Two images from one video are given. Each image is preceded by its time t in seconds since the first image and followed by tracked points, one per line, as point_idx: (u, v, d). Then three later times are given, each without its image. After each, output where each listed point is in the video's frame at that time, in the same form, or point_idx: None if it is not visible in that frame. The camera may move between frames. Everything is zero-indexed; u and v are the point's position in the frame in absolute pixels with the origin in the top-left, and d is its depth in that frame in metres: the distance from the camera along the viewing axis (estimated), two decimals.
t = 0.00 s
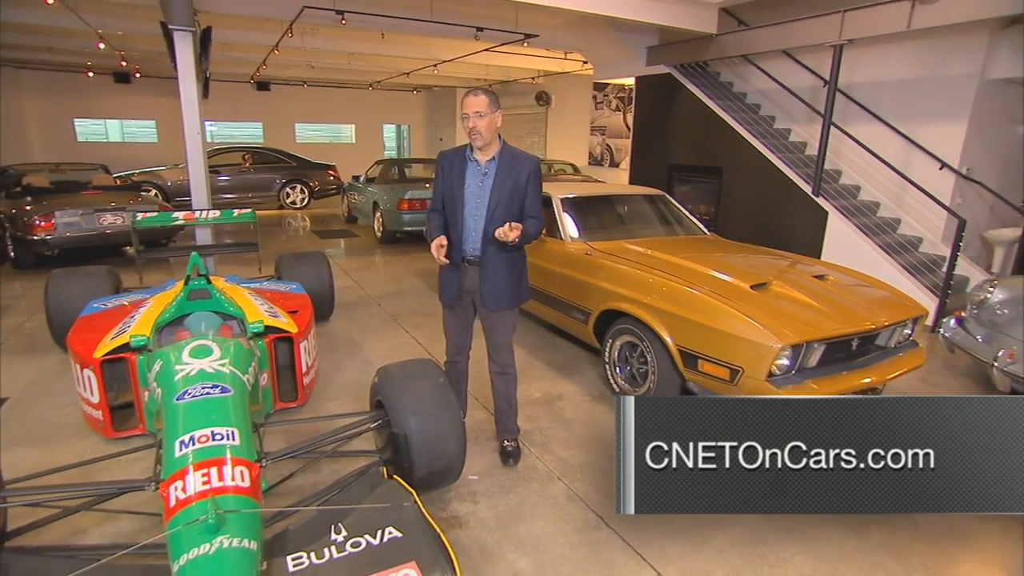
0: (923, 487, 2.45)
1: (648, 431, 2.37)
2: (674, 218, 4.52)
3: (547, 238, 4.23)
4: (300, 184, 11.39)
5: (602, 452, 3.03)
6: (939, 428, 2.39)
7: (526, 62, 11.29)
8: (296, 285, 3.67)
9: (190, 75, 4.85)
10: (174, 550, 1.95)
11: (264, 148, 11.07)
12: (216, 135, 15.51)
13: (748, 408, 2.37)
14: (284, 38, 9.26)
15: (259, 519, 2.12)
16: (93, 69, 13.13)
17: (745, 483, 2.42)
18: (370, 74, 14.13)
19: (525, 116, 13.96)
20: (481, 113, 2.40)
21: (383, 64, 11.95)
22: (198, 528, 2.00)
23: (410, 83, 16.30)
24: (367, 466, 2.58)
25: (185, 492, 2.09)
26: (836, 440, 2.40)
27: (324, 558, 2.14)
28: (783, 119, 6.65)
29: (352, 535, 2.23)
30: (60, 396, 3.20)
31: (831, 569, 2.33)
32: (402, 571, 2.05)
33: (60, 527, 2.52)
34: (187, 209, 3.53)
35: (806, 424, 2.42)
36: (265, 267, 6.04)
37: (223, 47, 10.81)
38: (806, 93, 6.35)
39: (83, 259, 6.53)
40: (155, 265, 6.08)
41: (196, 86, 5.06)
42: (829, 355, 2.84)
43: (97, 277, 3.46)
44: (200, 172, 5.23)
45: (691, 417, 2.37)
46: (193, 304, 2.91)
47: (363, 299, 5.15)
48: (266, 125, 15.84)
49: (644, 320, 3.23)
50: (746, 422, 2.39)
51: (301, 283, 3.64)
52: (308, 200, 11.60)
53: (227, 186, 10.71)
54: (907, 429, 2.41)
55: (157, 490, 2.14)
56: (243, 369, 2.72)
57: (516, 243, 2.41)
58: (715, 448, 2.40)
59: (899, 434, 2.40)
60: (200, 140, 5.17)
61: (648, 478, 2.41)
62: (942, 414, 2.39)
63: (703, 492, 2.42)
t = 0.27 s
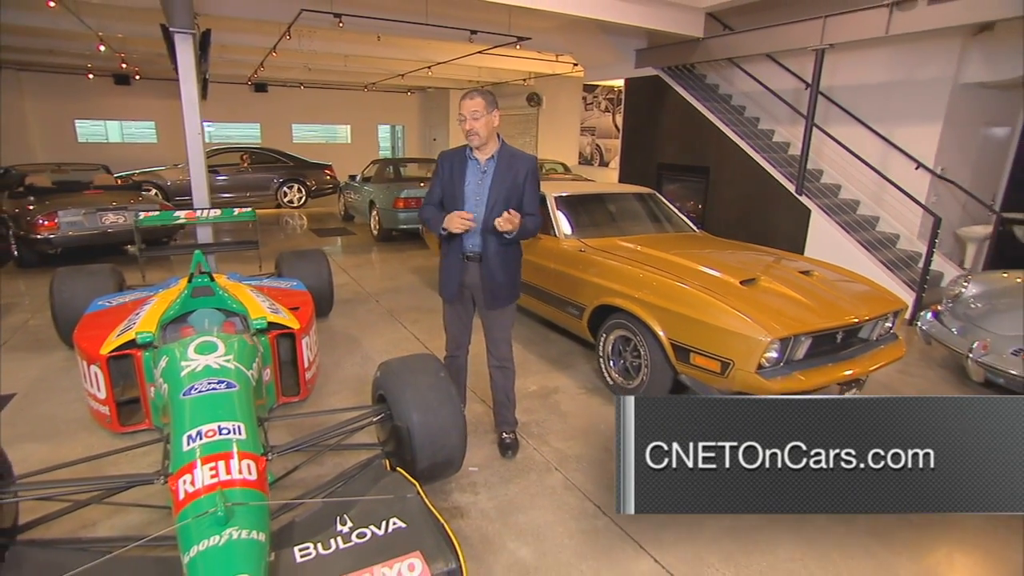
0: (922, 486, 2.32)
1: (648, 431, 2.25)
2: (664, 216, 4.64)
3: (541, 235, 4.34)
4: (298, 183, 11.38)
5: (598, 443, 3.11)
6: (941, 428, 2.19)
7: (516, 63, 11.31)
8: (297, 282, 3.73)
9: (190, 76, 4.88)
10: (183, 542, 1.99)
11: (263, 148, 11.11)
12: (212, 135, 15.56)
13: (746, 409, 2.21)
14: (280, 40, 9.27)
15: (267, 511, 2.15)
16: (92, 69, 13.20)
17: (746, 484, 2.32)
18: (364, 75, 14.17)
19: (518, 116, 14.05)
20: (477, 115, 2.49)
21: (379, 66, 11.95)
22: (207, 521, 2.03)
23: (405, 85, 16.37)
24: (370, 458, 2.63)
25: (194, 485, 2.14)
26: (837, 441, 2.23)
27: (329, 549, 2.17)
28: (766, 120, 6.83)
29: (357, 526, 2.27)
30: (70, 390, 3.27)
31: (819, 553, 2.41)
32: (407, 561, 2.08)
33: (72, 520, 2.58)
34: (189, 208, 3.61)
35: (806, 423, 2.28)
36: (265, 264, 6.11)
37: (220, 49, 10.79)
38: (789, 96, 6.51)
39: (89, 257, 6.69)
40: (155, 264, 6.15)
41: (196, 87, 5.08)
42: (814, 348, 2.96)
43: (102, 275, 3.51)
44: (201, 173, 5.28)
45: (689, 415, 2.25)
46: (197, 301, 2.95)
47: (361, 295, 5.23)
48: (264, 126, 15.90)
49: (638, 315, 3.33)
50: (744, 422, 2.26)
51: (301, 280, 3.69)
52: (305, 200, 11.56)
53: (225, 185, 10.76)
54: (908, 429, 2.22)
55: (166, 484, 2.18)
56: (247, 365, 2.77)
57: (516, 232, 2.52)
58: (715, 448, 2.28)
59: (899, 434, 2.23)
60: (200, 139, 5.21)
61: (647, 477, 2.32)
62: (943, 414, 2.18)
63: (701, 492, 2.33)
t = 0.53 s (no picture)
0: (924, 488, 2.26)
1: (648, 431, 2.29)
2: (654, 214, 4.77)
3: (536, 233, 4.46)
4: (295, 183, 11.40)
5: (593, 435, 3.20)
6: (941, 429, 2.15)
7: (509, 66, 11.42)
8: (297, 280, 3.80)
9: (190, 76, 4.92)
10: (194, 534, 2.01)
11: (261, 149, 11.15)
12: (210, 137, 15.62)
13: (746, 409, 2.23)
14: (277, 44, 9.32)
15: (274, 504, 2.19)
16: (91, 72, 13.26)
17: (745, 484, 2.33)
18: (360, 78, 14.23)
19: (511, 117, 14.15)
20: (482, 116, 2.59)
21: (374, 68, 11.97)
22: (216, 513, 2.04)
23: (400, 87, 16.48)
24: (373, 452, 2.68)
25: (203, 479, 2.16)
26: (836, 440, 2.24)
27: (336, 540, 2.22)
28: (750, 122, 6.99)
29: (362, 518, 2.32)
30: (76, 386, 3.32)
31: (807, 536, 2.50)
32: (412, 551, 2.13)
33: (84, 513, 2.61)
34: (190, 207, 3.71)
35: (806, 424, 2.27)
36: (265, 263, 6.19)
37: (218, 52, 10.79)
38: (772, 98, 6.69)
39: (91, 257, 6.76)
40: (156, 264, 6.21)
41: (198, 89, 5.14)
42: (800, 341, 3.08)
43: (105, 274, 3.58)
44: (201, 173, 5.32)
45: (691, 415, 2.27)
46: (201, 298, 2.99)
47: (360, 292, 5.30)
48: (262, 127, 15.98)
49: (632, 310, 3.44)
50: (744, 422, 2.27)
51: (302, 278, 3.75)
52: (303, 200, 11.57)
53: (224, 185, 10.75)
54: (907, 429, 2.21)
55: (175, 479, 2.20)
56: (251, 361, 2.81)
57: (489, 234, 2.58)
58: (716, 448, 2.31)
59: (898, 433, 2.21)
60: (201, 140, 5.24)
61: (648, 477, 2.35)
62: (942, 414, 2.14)
63: (703, 491, 2.35)
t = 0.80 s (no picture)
0: (924, 488, 2.01)
1: (647, 431, 2.05)
2: (646, 213, 4.89)
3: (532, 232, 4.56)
4: (295, 184, 11.45)
5: (591, 428, 3.30)
6: (942, 428, 1.90)
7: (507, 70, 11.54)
8: (301, 278, 3.89)
9: (196, 80, 5.00)
10: (207, 528, 2.06)
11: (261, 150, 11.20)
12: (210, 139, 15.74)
13: (746, 409, 1.97)
14: (279, 49, 9.36)
15: (283, 497, 2.23)
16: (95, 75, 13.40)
17: (744, 485, 2.11)
18: (358, 81, 14.35)
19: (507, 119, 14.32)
20: (483, 117, 2.68)
21: (373, 72, 12.04)
22: (229, 507, 2.09)
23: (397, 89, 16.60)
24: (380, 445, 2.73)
25: (213, 473, 2.20)
26: (836, 440, 1.99)
27: (345, 532, 2.27)
28: (738, 124, 7.16)
29: (370, 510, 2.37)
30: (85, 385, 3.38)
31: (797, 524, 2.58)
32: (420, 542, 2.18)
33: (94, 507, 2.61)
34: (193, 208, 3.88)
35: (807, 422, 2.02)
36: (269, 261, 6.30)
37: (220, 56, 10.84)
38: (759, 102, 6.85)
39: (98, 256, 6.81)
40: (161, 263, 6.31)
41: (202, 92, 5.20)
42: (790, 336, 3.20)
43: (113, 273, 3.70)
44: (206, 174, 5.39)
45: (686, 413, 2.03)
46: (208, 297, 3.04)
47: (361, 290, 5.40)
48: (262, 129, 16.12)
49: (628, 306, 3.56)
50: (743, 420, 2.01)
51: (306, 277, 3.84)
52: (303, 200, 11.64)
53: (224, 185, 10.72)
54: (906, 426, 1.94)
55: (187, 474, 2.24)
56: (259, 358, 2.85)
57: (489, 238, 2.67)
58: (716, 447, 2.06)
59: (896, 431, 1.96)
60: (206, 143, 5.31)
61: (646, 478, 2.12)
62: (940, 413, 1.88)
63: (699, 496, 2.13)
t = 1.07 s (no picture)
0: (924, 487, 2.07)
1: (648, 431, 2.10)
2: (641, 212, 5.02)
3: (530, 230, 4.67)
4: (297, 185, 11.56)
5: (590, 421, 3.41)
6: (942, 429, 1.93)
7: (506, 73, 11.65)
8: (306, 276, 3.98)
9: (203, 85, 5.13)
10: (219, 519, 2.09)
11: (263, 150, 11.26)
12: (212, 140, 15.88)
13: (747, 410, 2.00)
14: (281, 51, 9.43)
15: (294, 489, 2.25)
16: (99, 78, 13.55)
17: (746, 484, 2.16)
18: (358, 83, 14.45)
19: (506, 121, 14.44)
20: (482, 116, 2.76)
21: (373, 75, 12.14)
22: (241, 499, 2.11)
23: (396, 91, 16.73)
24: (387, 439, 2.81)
25: (226, 466, 2.21)
26: (836, 441, 2.01)
27: (353, 523, 2.32)
28: (730, 126, 7.30)
29: (378, 501, 2.42)
30: (98, 381, 3.48)
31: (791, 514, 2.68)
32: (427, 533, 2.26)
33: (109, 499, 2.64)
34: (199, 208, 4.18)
35: (807, 422, 2.05)
36: (273, 259, 6.40)
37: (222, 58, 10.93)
38: (750, 104, 6.98)
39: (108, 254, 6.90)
40: (167, 261, 6.42)
41: (209, 94, 5.36)
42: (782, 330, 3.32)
43: (122, 271, 3.88)
44: (212, 174, 5.53)
45: (687, 414, 2.07)
46: (216, 294, 3.07)
47: (364, 287, 5.49)
48: (263, 130, 16.26)
49: (626, 303, 3.67)
50: (744, 421, 2.04)
51: (310, 275, 3.94)
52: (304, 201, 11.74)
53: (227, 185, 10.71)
54: (907, 427, 1.97)
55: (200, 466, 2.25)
56: (268, 353, 2.87)
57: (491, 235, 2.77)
58: (716, 448, 2.10)
59: (897, 431, 1.99)
60: (212, 145, 5.46)
61: (649, 477, 2.18)
62: (940, 414, 1.92)
63: (701, 493, 2.19)
